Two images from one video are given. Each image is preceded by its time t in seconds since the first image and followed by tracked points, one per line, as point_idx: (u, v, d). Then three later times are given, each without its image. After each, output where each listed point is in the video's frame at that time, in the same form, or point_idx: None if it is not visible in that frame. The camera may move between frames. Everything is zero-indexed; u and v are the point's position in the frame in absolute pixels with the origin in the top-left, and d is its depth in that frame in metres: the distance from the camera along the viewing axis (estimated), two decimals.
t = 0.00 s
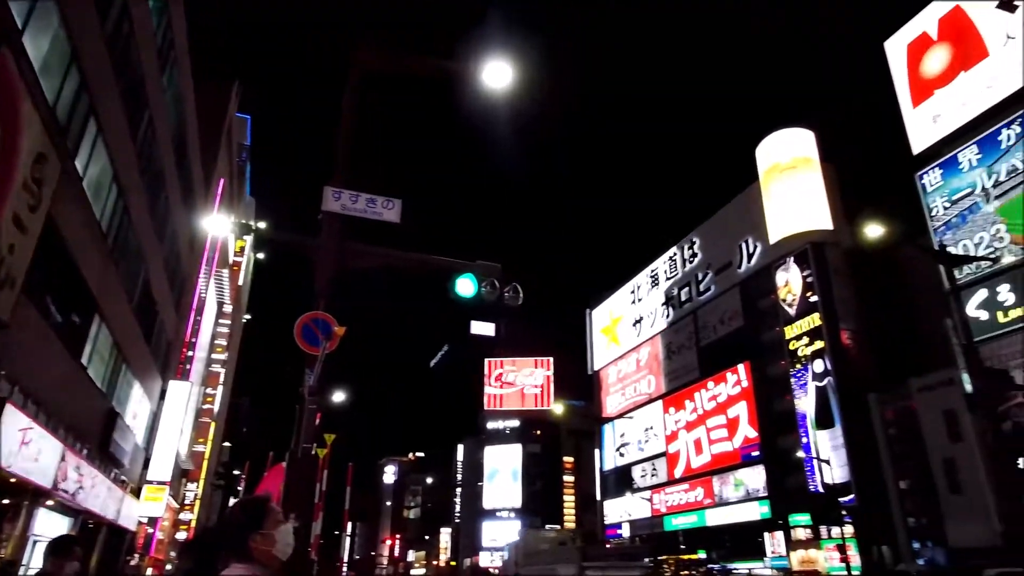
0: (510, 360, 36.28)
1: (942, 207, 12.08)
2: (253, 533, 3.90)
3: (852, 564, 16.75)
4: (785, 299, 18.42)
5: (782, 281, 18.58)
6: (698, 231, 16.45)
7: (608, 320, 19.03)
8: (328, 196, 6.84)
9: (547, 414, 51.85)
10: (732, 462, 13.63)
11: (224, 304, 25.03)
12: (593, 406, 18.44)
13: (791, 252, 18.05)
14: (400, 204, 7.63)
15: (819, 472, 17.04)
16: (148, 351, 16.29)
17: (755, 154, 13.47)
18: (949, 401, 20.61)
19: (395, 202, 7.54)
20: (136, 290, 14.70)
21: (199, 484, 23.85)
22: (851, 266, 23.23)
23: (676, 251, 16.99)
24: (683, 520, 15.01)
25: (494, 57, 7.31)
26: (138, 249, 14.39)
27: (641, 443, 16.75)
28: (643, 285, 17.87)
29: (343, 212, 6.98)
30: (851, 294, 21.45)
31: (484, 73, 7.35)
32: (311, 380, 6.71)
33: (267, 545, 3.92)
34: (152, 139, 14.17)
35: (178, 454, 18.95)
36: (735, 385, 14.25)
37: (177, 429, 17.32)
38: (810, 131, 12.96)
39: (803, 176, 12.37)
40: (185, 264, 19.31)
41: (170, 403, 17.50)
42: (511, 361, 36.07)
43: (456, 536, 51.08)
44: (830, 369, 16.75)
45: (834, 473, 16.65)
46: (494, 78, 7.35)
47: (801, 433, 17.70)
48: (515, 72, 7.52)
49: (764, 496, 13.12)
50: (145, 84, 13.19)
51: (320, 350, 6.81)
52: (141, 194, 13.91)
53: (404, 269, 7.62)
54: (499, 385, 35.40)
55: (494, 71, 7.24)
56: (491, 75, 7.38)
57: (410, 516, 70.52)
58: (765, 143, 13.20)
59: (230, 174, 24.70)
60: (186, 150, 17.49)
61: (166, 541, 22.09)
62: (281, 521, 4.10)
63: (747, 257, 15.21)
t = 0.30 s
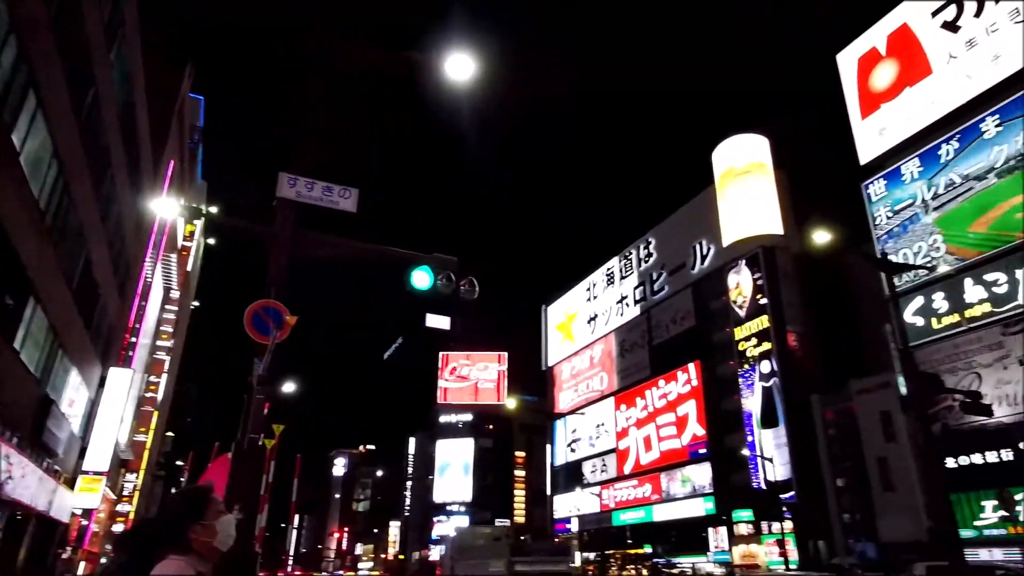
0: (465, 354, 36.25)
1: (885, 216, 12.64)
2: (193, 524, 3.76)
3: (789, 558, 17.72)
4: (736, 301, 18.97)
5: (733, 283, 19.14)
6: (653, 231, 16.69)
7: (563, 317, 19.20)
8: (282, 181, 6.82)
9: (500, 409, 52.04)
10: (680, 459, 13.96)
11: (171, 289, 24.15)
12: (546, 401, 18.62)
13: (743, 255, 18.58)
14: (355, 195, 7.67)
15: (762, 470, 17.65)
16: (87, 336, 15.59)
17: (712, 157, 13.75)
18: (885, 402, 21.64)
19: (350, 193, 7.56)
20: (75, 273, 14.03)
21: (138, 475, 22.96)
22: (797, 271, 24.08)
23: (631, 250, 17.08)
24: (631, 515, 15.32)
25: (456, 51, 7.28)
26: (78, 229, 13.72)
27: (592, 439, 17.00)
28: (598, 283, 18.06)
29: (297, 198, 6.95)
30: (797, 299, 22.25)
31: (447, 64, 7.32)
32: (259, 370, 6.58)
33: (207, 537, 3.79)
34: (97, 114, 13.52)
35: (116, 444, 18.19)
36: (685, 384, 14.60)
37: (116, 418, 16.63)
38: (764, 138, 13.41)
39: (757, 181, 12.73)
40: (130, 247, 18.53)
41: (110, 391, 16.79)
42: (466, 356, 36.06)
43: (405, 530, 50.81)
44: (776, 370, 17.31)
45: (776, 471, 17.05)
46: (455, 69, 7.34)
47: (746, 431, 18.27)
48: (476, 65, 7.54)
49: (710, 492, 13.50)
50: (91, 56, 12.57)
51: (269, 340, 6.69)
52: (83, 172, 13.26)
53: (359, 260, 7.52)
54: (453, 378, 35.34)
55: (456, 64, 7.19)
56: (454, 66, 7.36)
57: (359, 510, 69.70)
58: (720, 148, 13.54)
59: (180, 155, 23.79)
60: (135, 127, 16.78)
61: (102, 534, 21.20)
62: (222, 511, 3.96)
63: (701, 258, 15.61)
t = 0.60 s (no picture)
0: (418, 345, 35.98)
1: (830, 221, 13.08)
2: (129, 513, 3.57)
3: (730, 549, 18.30)
4: (687, 299, 19.41)
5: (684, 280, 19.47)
6: (610, 227, 16.75)
7: (518, 310, 19.25)
8: (232, 161, 6.76)
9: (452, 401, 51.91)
10: (628, 452, 14.23)
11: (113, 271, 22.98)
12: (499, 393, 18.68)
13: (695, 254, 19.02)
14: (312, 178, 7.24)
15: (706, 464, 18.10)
16: (17, 317, 14.71)
17: (668, 156, 13.96)
18: (822, 400, 22.57)
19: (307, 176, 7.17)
20: (5, 250, 13.18)
21: (71, 462, 21.86)
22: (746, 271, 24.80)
23: (586, 245, 17.24)
24: (578, 507, 15.56)
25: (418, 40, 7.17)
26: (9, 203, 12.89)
27: (542, 432, 17.18)
28: (553, 277, 18.12)
29: (248, 180, 6.84)
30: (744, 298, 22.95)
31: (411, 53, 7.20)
32: (205, 354, 6.05)
33: (143, 527, 3.61)
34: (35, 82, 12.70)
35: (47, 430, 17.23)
36: (635, 379, 14.88)
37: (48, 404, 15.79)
38: (721, 140, 13.67)
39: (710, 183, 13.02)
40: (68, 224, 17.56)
41: (41, 375, 15.91)
42: (419, 346, 35.81)
43: (352, 520, 50.24)
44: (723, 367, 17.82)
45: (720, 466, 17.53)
46: (416, 56, 7.22)
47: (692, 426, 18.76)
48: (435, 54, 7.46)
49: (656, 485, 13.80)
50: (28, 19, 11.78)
51: (215, 325, 6.25)
52: (16, 142, 12.46)
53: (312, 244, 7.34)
54: (405, 368, 35.04)
55: (417, 51, 7.11)
56: (417, 54, 7.25)
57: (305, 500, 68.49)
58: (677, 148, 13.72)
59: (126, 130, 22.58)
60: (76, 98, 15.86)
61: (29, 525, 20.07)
62: (161, 500, 3.77)
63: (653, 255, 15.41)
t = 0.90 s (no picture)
0: (371, 334, 35.40)
1: (779, 222, 13.41)
2: (59, 502, 3.25)
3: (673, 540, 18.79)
4: (639, 294, 19.70)
5: (637, 276, 19.88)
6: (565, 221, 16.79)
7: (471, 301, 19.20)
8: (182, 140, 6.57)
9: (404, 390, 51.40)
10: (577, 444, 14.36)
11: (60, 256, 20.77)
12: (451, 384, 18.59)
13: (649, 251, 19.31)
14: (265, 160, 6.99)
15: (653, 457, 18.48)
16: None
17: (625, 152, 14.11)
18: (765, 397, 22.97)
19: (259, 158, 6.91)
20: None
21: None
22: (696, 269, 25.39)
23: (542, 238, 17.26)
24: (527, 498, 15.61)
25: (377, 23, 6.94)
26: None
27: (493, 423, 17.19)
28: (508, 270, 18.10)
29: (198, 161, 6.66)
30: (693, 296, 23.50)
31: (368, 37, 6.96)
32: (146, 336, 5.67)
33: (75, 516, 3.30)
34: None
35: None
36: (586, 372, 15.01)
37: None
38: (677, 139, 13.81)
39: (665, 181, 13.17)
40: None
41: None
42: (371, 334, 35.30)
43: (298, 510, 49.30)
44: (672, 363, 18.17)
45: (666, 458, 17.98)
46: (375, 41, 6.97)
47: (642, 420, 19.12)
48: (397, 38, 7.21)
49: (603, 478, 13.93)
50: None
51: (158, 308, 5.94)
52: None
53: (262, 229, 7.06)
54: (356, 357, 34.41)
55: (377, 35, 6.88)
56: (375, 39, 7.00)
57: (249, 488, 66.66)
58: (634, 144, 13.82)
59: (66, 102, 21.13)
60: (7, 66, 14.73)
61: None
62: (96, 488, 3.46)
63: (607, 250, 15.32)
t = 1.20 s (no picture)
0: (319, 321, 34.49)
1: (728, 221, 13.67)
2: None
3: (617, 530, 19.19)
4: (591, 288, 19.83)
5: (589, 270, 20.03)
6: (519, 213, 16.71)
7: (423, 290, 18.96)
8: (122, 114, 5.96)
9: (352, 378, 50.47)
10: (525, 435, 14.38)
11: None
12: (400, 373, 18.35)
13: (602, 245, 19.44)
14: (212, 140, 6.47)
15: (600, 449, 18.76)
16: None
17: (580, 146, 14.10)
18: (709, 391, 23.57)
19: (206, 137, 6.38)
20: None
21: None
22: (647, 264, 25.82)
23: (496, 230, 17.11)
24: (474, 488, 15.64)
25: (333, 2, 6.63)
26: None
27: (442, 414, 17.05)
28: (462, 260, 17.92)
29: (140, 137, 6.01)
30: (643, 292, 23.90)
31: (324, 15, 6.64)
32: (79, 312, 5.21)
33: None
34: None
35: None
36: (536, 364, 15.00)
37: None
38: (632, 134, 13.91)
39: (620, 176, 13.26)
40: None
41: None
42: (320, 322, 34.40)
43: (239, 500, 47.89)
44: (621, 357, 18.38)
45: (613, 450, 18.36)
46: (332, 21, 6.66)
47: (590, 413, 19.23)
48: (353, 19, 6.90)
49: (550, 469, 14.04)
50: None
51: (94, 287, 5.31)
52: None
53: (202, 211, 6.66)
54: (303, 344, 33.47)
55: (333, 15, 6.58)
56: (332, 19, 6.68)
57: (188, 477, 64.29)
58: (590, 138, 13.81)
59: None
60: None
61: None
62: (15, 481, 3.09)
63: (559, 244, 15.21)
